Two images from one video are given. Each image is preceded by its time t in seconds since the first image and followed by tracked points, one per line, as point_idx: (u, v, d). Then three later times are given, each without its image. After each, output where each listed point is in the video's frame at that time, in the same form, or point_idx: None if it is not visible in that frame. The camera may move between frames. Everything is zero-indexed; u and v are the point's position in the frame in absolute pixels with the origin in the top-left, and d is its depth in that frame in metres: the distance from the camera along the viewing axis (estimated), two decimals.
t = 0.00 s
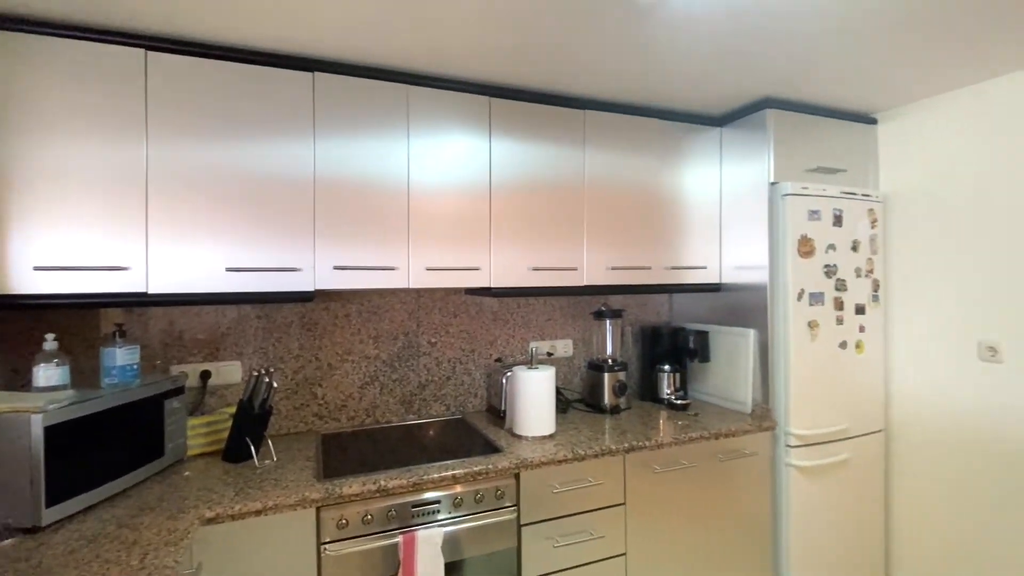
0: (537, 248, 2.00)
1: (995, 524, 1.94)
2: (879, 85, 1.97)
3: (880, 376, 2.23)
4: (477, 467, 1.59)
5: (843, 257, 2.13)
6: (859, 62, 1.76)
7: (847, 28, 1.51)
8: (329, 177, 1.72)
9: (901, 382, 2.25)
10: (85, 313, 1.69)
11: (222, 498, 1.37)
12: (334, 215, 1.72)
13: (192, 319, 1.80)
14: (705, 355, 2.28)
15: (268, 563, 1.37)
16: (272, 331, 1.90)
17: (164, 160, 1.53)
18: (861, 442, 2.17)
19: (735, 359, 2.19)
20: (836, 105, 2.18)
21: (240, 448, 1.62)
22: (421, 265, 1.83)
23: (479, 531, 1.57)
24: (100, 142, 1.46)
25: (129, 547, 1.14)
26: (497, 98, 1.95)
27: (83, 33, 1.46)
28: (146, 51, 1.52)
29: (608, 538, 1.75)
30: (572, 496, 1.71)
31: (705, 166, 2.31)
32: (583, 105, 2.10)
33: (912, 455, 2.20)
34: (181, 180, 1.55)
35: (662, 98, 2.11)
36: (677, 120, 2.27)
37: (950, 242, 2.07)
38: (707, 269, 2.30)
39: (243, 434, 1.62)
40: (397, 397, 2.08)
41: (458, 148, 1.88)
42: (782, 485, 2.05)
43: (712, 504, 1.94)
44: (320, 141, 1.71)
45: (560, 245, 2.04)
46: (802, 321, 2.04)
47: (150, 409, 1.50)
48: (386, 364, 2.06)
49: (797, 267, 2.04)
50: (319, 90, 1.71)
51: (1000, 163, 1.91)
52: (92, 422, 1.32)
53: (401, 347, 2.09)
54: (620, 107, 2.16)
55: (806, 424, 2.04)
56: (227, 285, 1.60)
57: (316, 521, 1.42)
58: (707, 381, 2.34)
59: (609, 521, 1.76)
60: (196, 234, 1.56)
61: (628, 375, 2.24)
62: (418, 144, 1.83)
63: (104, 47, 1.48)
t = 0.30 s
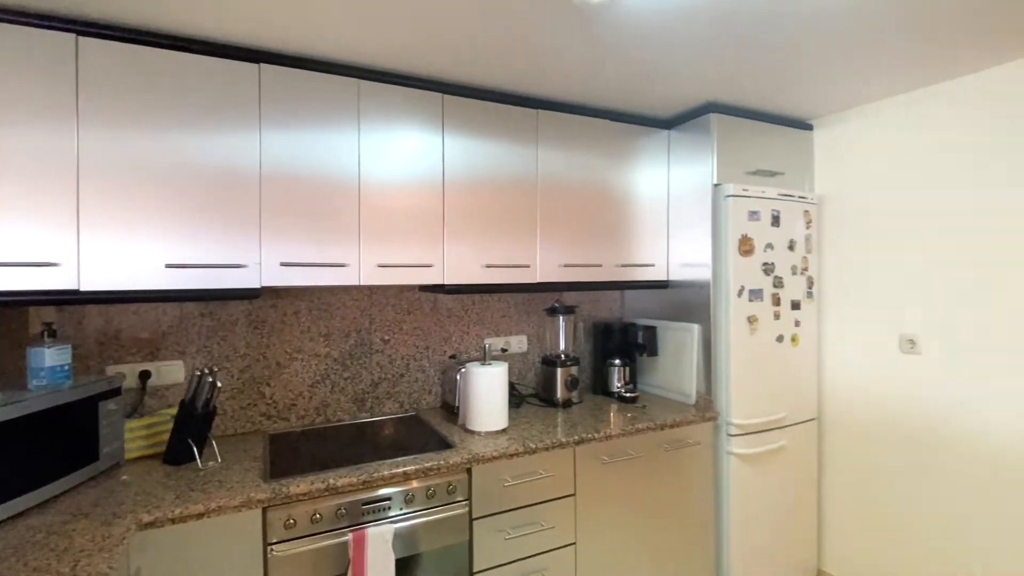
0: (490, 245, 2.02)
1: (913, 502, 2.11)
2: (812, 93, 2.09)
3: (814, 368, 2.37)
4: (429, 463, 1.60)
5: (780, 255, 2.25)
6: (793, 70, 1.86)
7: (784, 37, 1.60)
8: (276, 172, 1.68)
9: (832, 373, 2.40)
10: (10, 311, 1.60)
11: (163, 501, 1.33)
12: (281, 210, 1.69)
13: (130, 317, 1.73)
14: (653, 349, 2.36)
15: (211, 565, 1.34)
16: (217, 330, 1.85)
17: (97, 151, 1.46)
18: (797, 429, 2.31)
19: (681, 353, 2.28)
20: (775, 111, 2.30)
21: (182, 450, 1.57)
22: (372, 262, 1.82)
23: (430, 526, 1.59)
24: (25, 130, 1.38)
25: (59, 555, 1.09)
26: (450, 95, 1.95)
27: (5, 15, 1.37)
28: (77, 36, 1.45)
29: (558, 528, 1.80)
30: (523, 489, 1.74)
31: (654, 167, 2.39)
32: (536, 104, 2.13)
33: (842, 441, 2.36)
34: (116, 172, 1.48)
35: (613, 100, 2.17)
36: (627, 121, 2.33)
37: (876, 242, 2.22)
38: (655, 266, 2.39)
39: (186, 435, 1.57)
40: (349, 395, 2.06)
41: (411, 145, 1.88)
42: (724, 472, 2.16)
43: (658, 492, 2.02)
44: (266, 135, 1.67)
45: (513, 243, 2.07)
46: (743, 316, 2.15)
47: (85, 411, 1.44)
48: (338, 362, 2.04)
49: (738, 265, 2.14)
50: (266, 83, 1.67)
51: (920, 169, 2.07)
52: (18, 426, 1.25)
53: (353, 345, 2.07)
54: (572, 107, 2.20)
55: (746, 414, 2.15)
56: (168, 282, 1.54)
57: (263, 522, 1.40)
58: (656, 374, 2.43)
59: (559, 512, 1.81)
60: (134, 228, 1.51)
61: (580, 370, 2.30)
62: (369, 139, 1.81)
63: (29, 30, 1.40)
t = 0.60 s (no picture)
0: (443, 241, 2.03)
1: (841, 483, 2.26)
2: (752, 96, 2.20)
3: (754, 359, 2.50)
4: (380, 458, 1.61)
5: (722, 251, 2.36)
6: (733, 74, 1.95)
7: (723, 42, 1.68)
8: (220, 165, 1.64)
9: (771, 363, 2.53)
10: None
11: (100, 504, 1.29)
12: (227, 204, 1.65)
13: (64, 315, 1.66)
14: (604, 342, 2.43)
15: (152, 567, 1.31)
16: (159, 327, 1.79)
17: (25, 140, 1.39)
18: (738, 417, 2.43)
19: (631, 346, 2.36)
20: (720, 113, 2.40)
21: (121, 452, 1.53)
22: (322, 257, 1.80)
23: (381, 520, 1.60)
24: None
25: None
26: (402, 91, 1.95)
27: None
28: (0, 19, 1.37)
29: (510, 517, 1.85)
30: (475, 480, 1.77)
31: (605, 165, 2.45)
32: (489, 101, 2.15)
33: (778, 428, 2.50)
34: (46, 162, 1.42)
35: (565, 98, 2.21)
36: (579, 120, 2.38)
37: (810, 239, 2.35)
38: (607, 262, 2.45)
39: (125, 436, 1.52)
40: (300, 392, 2.04)
41: (362, 140, 1.86)
42: (670, 458, 2.26)
43: (607, 480, 2.09)
44: (208, 126, 1.63)
45: (466, 238, 2.08)
46: (687, 310, 2.25)
47: (15, 413, 1.37)
48: (288, 359, 2.01)
49: (683, 261, 2.24)
50: (209, 74, 1.63)
51: (850, 171, 2.21)
52: None
53: (304, 341, 2.05)
54: (524, 105, 2.24)
55: (691, 403, 2.25)
56: (104, 277, 1.49)
57: (208, 521, 1.38)
58: (607, 366, 2.50)
59: (511, 502, 1.85)
60: (67, 222, 1.44)
61: (534, 363, 2.35)
62: (318, 134, 1.79)
63: None
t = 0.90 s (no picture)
0: (400, 233, 2.04)
1: (783, 463, 2.39)
2: (702, 93, 2.27)
3: (704, 347, 2.60)
4: (335, 449, 1.61)
5: (674, 244, 2.44)
6: (683, 71, 2.01)
7: (672, 40, 1.73)
8: (166, 153, 1.60)
9: (720, 351, 2.64)
10: None
11: (40, 501, 1.26)
12: (174, 194, 1.62)
13: None
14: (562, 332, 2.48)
15: (97, 564, 1.29)
16: (104, 320, 1.74)
17: None
18: (690, 403, 2.53)
19: (587, 335, 2.42)
20: (672, 109, 2.47)
21: (63, 449, 1.48)
22: (275, 248, 1.78)
23: (336, 511, 1.61)
24: None
25: None
26: (357, 80, 1.93)
27: None
28: None
29: (467, 504, 1.89)
30: (431, 469, 1.80)
31: (563, 159, 2.49)
32: (447, 93, 2.15)
33: (727, 413, 2.61)
34: None
35: (522, 91, 2.23)
36: (537, 114, 2.41)
37: (757, 233, 2.46)
38: (564, 254, 2.50)
39: (66, 432, 1.48)
40: (254, 385, 2.02)
41: (316, 129, 1.85)
42: (624, 444, 2.34)
43: (563, 465, 2.15)
44: (153, 113, 1.58)
45: (423, 230, 2.09)
46: (641, 300, 2.32)
47: None
48: (241, 352, 1.99)
49: (637, 253, 2.31)
50: (153, 59, 1.58)
51: (794, 167, 2.31)
52: None
53: (258, 334, 2.02)
54: (482, 97, 2.25)
55: (643, 390, 2.33)
56: (42, 268, 1.44)
57: (155, 516, 1.36)
58: (565, 356, 2.56)
59: (468, 489, 1.89)
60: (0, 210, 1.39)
61: (493, 353, 2.38)
62: (270, 123, 1.76)
63: None
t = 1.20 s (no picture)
0: (362, 225, 2.04)
1: (735, 447, 2.50)
2: (660, 90, 2.33)
3: (662, 337, 2.68)
4: (295, 441, 1.62)
5: (634, 237, 2.51)
6: (640, 67, 2.06)
7: (628, 37, 1.77)
8: (115, 142, 1.56)
9: (679, 341, 2.73)
10: None
11: None
12: (125, 184, 1.58)
13: None
14: (526, 323, 2.53)
15: (47, 560, 1.27)
16: (52, 314, 1.69)
17: None
18: (649, 390, 2.62)
19: (550, 326, 2.47)
20: (632, 105, 2.53)
21: (9, 446, 1.44)
22: (231, 240, 1.76)
23: (297, 501, 1.62)
24: None
25: None
26: (315, 71, 1.91)
27: None
28: None
29: (430, 493, 1.92)
30: (393, 459, 1.82)
31: (526, 152, 2.52)
32: (408, 84, 2.15)
33: (684, 400, 2.71)
34: None
35: (484, 84, 2.25)
36: (500, 107, 2.43)
37: (712, 226, 2.54)
38: (527, 247, 2.54)
39: (12, 428, 1.44)
40: (213, 379, 2.00)
41: (274, 120, 1.83)
42: (585, 431, 2.40)
43: (525, 453, 2.20)
44: (100, 101, 1.54)
45: (384, 222, 2.09)
46: (601, 292, 2.38)
47: None
48: (199, 345, 1.96)
49: (597, 245, 2.36)
50: (99, 45, 1.53)
51: (747, 163, 2.40)
52: None
53: (216, 327, 1.99)
54: (444, 90, 2.26)
55: (604, 379, 2.40)
56: None
57: (109, 511, 1.35)
58: (529, 346, 2.60)
59: (430, 478, 1.92)
60: None
61: (457, 345, 2.40)
62: (225, 113, 1.73)
63: None
